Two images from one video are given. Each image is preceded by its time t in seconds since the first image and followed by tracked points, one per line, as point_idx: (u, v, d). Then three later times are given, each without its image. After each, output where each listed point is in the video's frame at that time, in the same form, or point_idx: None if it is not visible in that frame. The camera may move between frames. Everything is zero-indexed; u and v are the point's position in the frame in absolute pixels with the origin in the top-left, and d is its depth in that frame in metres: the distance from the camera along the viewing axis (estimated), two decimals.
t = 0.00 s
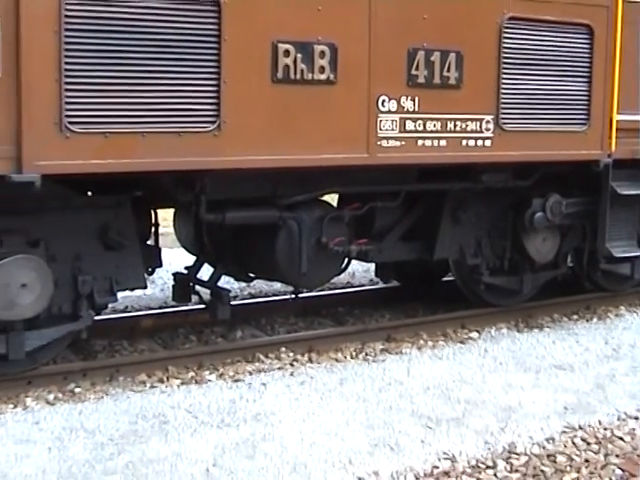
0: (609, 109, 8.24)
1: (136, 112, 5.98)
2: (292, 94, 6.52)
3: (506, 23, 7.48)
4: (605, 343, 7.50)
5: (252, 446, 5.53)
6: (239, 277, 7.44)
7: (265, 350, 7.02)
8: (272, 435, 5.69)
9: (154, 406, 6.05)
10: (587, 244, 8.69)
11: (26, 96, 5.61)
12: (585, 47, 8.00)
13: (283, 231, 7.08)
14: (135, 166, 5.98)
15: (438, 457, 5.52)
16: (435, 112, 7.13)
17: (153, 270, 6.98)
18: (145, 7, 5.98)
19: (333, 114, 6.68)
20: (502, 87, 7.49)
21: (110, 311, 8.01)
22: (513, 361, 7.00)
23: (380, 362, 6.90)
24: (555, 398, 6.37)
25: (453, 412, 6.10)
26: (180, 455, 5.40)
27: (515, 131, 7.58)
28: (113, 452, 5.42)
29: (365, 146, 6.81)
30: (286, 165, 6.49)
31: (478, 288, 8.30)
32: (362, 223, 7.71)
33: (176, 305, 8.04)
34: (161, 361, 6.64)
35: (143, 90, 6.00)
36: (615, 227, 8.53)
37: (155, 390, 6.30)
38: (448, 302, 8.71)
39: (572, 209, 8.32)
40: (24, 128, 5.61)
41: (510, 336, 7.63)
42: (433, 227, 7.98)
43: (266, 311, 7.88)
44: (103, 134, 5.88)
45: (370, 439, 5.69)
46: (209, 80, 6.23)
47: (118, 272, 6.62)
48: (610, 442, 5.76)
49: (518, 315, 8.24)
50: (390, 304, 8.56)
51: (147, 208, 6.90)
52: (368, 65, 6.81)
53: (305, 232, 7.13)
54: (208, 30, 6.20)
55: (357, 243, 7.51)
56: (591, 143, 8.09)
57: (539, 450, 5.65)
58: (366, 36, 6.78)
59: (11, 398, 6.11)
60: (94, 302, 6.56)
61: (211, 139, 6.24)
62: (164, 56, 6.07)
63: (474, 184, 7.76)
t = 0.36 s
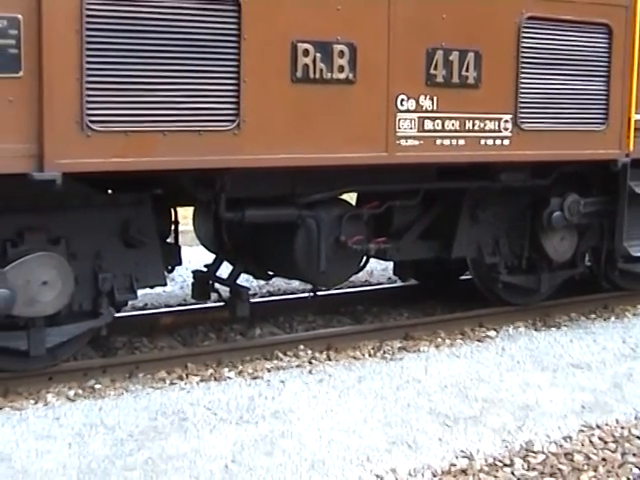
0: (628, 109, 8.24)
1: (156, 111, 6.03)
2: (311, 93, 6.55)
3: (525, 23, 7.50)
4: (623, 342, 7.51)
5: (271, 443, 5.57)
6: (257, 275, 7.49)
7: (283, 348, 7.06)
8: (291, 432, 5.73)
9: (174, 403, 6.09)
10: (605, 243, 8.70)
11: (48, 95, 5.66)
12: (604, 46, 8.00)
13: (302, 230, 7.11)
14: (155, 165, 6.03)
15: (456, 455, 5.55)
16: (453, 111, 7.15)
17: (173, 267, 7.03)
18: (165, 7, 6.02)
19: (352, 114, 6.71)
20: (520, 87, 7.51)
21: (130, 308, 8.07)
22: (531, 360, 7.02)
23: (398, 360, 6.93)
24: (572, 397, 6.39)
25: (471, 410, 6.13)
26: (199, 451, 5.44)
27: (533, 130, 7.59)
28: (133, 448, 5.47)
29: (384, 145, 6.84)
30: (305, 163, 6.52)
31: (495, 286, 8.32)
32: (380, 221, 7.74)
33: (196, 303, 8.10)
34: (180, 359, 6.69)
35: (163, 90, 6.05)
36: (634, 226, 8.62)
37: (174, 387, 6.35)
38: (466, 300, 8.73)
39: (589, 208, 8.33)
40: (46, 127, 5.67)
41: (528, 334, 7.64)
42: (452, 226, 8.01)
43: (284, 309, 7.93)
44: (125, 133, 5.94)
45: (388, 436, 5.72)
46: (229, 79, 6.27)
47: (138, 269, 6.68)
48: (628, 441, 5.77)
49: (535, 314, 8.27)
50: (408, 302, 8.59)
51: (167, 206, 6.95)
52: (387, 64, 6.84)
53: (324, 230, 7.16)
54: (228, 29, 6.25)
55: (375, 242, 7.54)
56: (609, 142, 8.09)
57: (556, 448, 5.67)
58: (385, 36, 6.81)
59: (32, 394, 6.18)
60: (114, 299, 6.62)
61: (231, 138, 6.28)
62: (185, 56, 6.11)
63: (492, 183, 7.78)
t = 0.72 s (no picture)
0: None
1: (175, 109, 6.04)
2: (329, 91, 6.55)
3: (544, 21, 7.48)
4: None
5: (288, 441, 5.57)
6: (276, 273, 7.49)
7: (301, 346, 7.06)
8: (308, 430, 5.72)
9: (191, 400, 6.10)
10: (624, 242, 8.68)
11: (67, 93, 5.69)
12: (624, 44, 7.97)
13: (320, 228, 7.11)
14: (174, 162, 6.04)
15: (473, 453, 5.53)
16: (472, 109, 7.14)
17: (190, 265, 7.05)
18: (184, 5, 6.03)
19: (370, 112, 6.71)
20: (539, 85, 7.49)
21: (149, 306, 8.09)
22: (549, 359, 7.00)
23: (416, 359, 6.92)
24: (590, 397, 6.36)
25: (489, 409, 6.11)
26: (217, 449, 5.44)
27: (552, 128, 7.57)
28: (151, 445, 5.47)
29: (402, 143, 6.83)
30: (323, 162, 6.52)
31: (513, 284, 8.30)
32: (399, 220, 7.73)
33: (214, 300, 8.12)
34: (198, 356, 6.71)
35: (182, 87, 6.06)
36: None
37: (192, 384, 6.36)
38: (484, 299, 8.72)
39: (608, 207, 8.30)
40: (65, 125, 5.69)
41: (546, 333, 7.63)
42: (470, 225, 8.00)
43: (302, 307, 7.94)
44: (143, 131, 5.95)
45: (406, 435, 5.71)
46: (248, 77, 6.27)
47: (156, 267, 6.69)
48: None
49: (554, 313, 8.25)
50: (426, 300, 8.59)
51: (186, 204, 6.96)
52: (406, 62, 6.83)
53: (342, 229, 7.16)
54: (247, 28, 6.25)
55: (394, 241, 7.54)
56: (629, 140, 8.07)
57: (574, 448, 5.65)
58: (404, 34, 6.80)
59: (50, 390, 6.21)
60: (132, 297, 6.62)
61: (249, 136, 6.29)
62: (204, 54, 6.12)
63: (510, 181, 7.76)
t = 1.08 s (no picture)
0: None
1: (196, 105, 6.04)
2: (350, 88, 6.55)
3: (566, 18, 7.45)
4: None
5: (307, 438, 5.57)
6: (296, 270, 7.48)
7: (321, 342, 7.07)
8: (328, 427, 5.72)
9: (211, 397, 6.11)
10: None
11: (88, 90, 5.71)
12: None
13: (340, 225, 7.13)
14: (194, 159, 6.05)
15: (493, 451, 5.52)
16: (492, 107, 7.13)
17: (210, 261, 7.05)
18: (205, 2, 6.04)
19: (391, 109, 6.70)
20: (560, 82, 7.46)
21: (168, 302, 8.12)
22: (569, 357, 6.98)
23: (435, 356, 6.91)
24: (611, 395, 6.34)
25: (508, 407, 6.10)
26: (236, 445, 5.45)
27: (573, 126, 7.55)
28: (170, 441, 5.48)
29: (423, 140, 6.82)
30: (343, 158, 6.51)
31: (533, 282, 8.28)
32: (419, 216, 7.73)
33: (234, 297, 8.13)
34: (218, 352, 6.73)
35: (203, 84, 6.06)
36: None
37: (212, 380, 6.37)
38: (503, 296, 8.70)
39: (630, 205, 8.26)
40: (85, 122, 5.71)
41: (566, 331, 7.60)
42: (490, 222, 7.99)
43: (322, 304, 7.95)
44: (163, 127, 5.95)
45: (425, 432, 5.71)
46: (268, 74, 6.27)
47: (176, 263, 6.70)
48: None
49: (574, 311, 8.21)
50: (446, 297, 8.58)
51: (206, 200, 6.98)
52: (426, 59, 6.82)
53: (363, 224, 7.19)
54: (268, 24, 6.25)
55: (414, 237, 7.53)
56: None
57: (594, 446, 5.64)
58: (425, 30, 6.79)
59: (70, 386, 6.24)
60: (152, 293, 6.65)
61: (270, 132, 6.29)
62: (224, 51, 6.12)
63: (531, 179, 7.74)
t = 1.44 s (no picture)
0: None
1: (216, 101, 6.05)
2: (370, 85, 6.54)
3: (586, 15, 7.42)
4: None
5: (326, 434, 5.56)
6: (315, 267, 7.48)
7: (339, 339, 7.07)
8: (346, 424, 5.71)
9: (230, 393, 6.12)
10: None
11: (108, 86, 5.73)
12: None
13: (359, 221, 7.14)
14: (214, 155, 6.06)
15: (512, 449, 5.50)
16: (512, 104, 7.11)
17: (229, 258, 7.06)
18: None
19: (411, 106, 6.69)
20: (580, 79, 7.44)
21: (188, 298, 8.14)
22: (589, 355, 6.96)
23: (454, 353, 6.91)
24: (631, 394, 6.32)
25: (527, 405, 6.08)
26: (255, 441, 5.45)
27: (594, 123, 7.52)
28: (189, 437, 5.49)
29: (443, 137, 6.80)
30: (363, 155, 6.50)
31: (553, 280, 8.27)
32: (438, 213, 7.72)
33: (253, 293, 8.14)
34: (237, 349, 6.74)
35: (223, 80, 6.07)
36: None
37: (231, 376, 6.37)
38: (523, 294, 8.69)
39: None
40: (105, 117, 5.73)
41: (585, 329, 7.58)
42: (510, 219, 7.97)
43: (341, 301, 7.95)
44: (184, 123, 5.97)
45: (444, 429, 5.70)
46: (288, 70, 6.27)
47: (196, 259, 6.71)
48: None
49: (593, 309, 8.18)
50: (465, 295, 8.57)
51: (225, 196, 6.99)
52: (446, 55, 6.80)
53: (382, 219, 7.20)
54: (288, 20, 6.25)
55: (434, 235, 7.53)
56: None
57: (614, 445, 5.62)
58: (445, 27, 6.77)
59: (90, 381, 6.26)
60: (172, 288, 6.66)
61: (289, 129, 6.29)
62: (245, 47, 6.13)
63: (551, 176, 7.72)
